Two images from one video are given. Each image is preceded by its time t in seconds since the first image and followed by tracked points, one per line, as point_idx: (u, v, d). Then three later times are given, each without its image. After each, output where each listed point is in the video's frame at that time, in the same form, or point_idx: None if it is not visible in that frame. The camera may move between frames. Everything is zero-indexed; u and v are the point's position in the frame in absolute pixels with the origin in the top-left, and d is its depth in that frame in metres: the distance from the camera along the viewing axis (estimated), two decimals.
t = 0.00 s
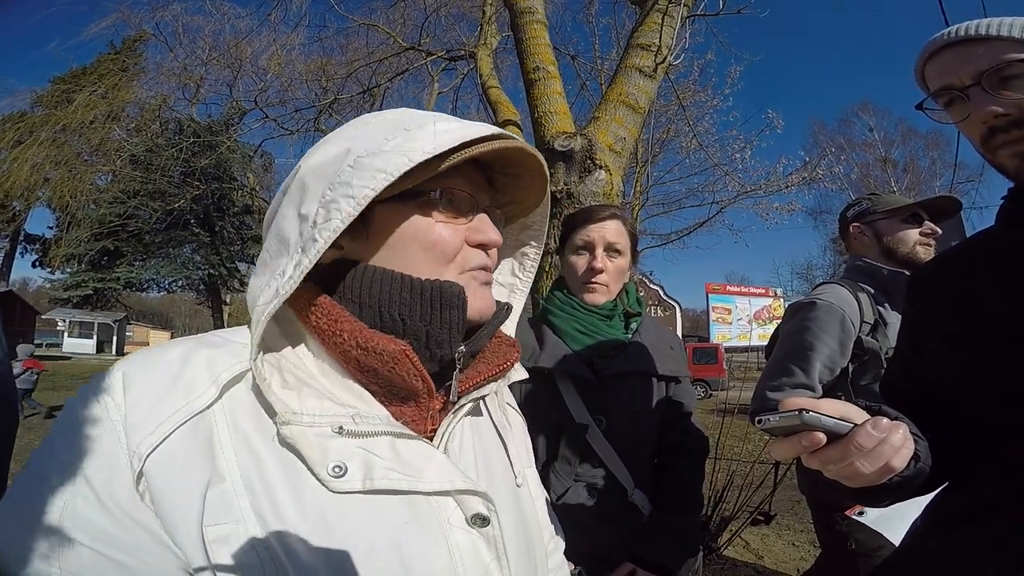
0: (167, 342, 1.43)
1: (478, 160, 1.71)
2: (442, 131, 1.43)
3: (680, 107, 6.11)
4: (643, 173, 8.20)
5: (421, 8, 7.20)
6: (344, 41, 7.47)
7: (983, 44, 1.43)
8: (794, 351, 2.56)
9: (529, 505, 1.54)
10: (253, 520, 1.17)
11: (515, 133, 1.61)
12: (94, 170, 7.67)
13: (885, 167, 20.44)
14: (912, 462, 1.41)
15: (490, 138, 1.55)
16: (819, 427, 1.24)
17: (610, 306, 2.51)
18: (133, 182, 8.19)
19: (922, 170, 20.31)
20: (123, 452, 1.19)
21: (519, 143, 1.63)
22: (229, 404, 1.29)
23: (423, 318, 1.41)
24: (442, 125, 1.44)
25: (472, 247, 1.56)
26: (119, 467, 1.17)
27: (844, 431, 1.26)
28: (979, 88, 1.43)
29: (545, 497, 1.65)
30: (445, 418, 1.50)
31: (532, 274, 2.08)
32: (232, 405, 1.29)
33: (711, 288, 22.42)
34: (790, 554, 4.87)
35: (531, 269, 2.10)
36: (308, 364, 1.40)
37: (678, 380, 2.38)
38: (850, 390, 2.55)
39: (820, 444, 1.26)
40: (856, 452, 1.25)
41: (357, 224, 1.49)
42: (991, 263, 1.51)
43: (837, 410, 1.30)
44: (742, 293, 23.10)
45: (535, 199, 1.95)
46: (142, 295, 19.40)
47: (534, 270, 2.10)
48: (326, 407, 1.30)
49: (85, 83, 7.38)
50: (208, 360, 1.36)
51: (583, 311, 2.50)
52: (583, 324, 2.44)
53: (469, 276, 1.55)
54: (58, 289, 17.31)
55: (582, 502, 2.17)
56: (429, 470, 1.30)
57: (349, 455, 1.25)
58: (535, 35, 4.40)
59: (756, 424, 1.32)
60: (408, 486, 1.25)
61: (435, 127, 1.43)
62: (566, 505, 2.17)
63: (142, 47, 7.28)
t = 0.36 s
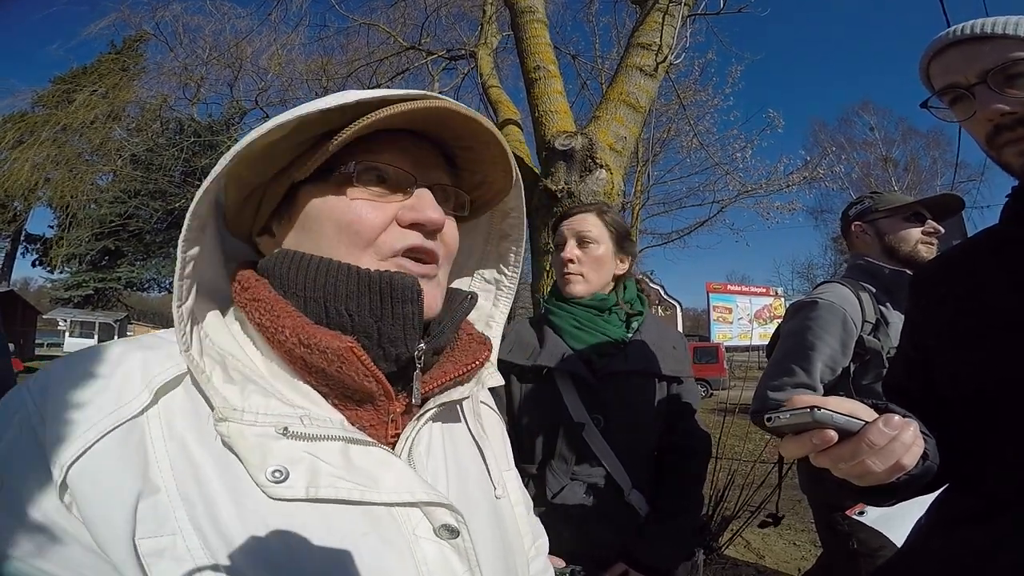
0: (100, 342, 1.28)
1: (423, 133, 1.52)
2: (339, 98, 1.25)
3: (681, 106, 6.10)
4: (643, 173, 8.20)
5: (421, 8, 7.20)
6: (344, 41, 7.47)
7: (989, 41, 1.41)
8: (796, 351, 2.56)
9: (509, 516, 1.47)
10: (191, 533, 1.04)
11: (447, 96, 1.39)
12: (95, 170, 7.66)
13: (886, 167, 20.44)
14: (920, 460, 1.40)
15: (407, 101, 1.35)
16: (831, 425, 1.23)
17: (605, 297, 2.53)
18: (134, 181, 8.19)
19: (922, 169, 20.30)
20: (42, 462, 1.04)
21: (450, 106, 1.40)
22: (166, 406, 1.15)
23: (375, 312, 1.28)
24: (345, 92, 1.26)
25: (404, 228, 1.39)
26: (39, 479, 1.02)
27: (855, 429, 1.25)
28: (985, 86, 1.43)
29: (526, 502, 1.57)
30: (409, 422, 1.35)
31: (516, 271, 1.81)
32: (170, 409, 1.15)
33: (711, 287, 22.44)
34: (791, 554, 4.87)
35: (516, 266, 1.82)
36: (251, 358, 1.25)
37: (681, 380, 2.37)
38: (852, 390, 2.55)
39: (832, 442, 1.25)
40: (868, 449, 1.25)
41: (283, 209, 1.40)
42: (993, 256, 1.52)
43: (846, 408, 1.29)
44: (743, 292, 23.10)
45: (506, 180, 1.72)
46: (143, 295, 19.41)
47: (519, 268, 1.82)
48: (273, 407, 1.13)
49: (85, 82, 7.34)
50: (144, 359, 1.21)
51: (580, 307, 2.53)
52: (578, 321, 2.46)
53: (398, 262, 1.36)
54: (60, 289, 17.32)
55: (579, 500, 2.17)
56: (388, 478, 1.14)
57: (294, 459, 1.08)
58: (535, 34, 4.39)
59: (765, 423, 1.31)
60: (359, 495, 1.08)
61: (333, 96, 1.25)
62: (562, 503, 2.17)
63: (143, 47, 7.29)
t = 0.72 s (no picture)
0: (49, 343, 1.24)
1: (396, 128, 1.54)
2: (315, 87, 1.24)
3: (680, 105, 6.10)
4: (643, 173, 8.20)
5: (421, 7, 7.20)
6: (344, 40, 7.46)
7: (990, 40, 1.41)
8: (794, 351, 2.56)
9: (487, 518, 1.47)
10: (144, 538, 1.01)
11: (423, 91, 1.41)
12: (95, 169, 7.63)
13: (885, 167, 20.44)
14: (921, 460, 1.40)
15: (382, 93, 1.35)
16: (833, 424, 1.23)
17: (591, 296, 2.51)
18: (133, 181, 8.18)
19: (922, 169, 20.31)
20: None
21: (424, 100, 1.42)
22: (116, 409, 1.13)
23: (337, 312, 1.28)
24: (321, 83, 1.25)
25: (377, 221, 1.40)
26: None
27: (856, 429, 1.25)
28: (987, 84, 1.42)
29: (507, 505, 1.56)
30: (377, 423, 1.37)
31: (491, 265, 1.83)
32: (121, 412, 1.13)
33: (711, 286, 22.45)
34: (790, 553, 4.87)
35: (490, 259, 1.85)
36: (211, 361, 1.26)
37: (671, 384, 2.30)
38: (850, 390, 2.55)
39: (834, 442, 1.24)
40: (870, 449, 1.24)
41: (248, 202, 1.40)
42: (994, 256, 1.51)
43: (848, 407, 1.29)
44: (742, 292, 23.11)
45: (479, 176, 1.74)
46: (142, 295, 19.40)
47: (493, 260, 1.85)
48: (227, 410, 1.12)
49: (84, 82, 7.38)
50: (90, 362, 1.17)
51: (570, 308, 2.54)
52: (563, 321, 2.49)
53: (372, 256, 1.38)
54: (59, 290, 17.28)
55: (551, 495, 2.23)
56: (353, 484, 1.11)
57: (249, 464, 1.05)
58: (535, 34, 4.39)
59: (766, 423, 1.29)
60: (323, 501, 1.05)
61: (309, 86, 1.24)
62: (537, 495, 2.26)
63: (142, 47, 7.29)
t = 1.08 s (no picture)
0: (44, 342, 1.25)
1: (386, 130, 1.55)
2: (319, 92, 1.23)
3: (680, 104, 6.09)
4: (642, 172, 8.19)
5: (420, 7, 7.19)
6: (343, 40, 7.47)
7: (987, 38, 1.41)
8: (792, 350, 2.56)
9: (479, 513, 1.51)
10: (139, 539, 1.02)
11: (419, 97, 1.42)
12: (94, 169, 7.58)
13: (885, 165, 20.42)
14: (919, 458, 1.40)
15: (381, 99, 1.36)
16: (830, 421, 1.23)
17: (587, 296, 2.51)
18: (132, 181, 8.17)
19: (921, 168, 20.29)
20: None
21: (421, 106, 1.43)
22: (106, 409, 1.12)
23: (328, 307, 1.29)
24: (324, 87, 1.25)
25: (371, 222, 1.42)
26: None
27: (853, 426, 1.25)
28: (984, 82, 1.42)
29: (498, 501, 1.62)
30: (368, 422, 1.37)
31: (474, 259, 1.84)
32: (111, 412, 1.12)
33: (710, 285, 22.44)
34: (790, 552, 4.87)
35: (473, 253, 1.86)
36: (201, 367, 1.25)
37: (665, 385, 2.30)
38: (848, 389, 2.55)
39: (830, 438, 1.25)
40: (867, 446, 1.24)
41: (236, 205, 1.39)
42: (993, 259, 1.51)
43: (843, 404, 1.29)
44: (742, 291, 23.10)
45: (464, 177, 1.75)
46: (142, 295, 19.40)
47: (476, 255, 1.86)
48: (218, 413, 1.10)
49: (83, 82, 7.41)
50: (76, 362, 1.16)
51: (567, 307, 2.55)
52: (559, 318, 2.51)
53: (369, 256, 1.40)
54: (58, 290, 17.26)
55: (543, 491, 2.25)
56: (346, 481, 1.13)
57: (246, 467, 1.06)
58: (534, 33, 4.39)
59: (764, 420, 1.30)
60: (318, 500, 1.07)
61: (313, 90, 1.23)
62: (528, 493, 2.27)
63: (141, 47, 7.28)
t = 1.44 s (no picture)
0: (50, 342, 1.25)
1: (382, 134, 1.54)
2: (319, 100, 1.24)
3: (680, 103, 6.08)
4: (643, 171, 8.18)
5: (420, 7, 7.19)
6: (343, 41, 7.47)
7: (987, 35, 1.40)
8: (794, 349, 2.56)
9: (474, 511, 1.50)
10: (144, 532, 1.02)
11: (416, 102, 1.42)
12: (94, 171, 7.60)
13: (886, 163, 20.39)
14: (920, 455, 1.39)
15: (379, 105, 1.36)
16: (829, 417, 1.22)
17: (581, 294, 2.50)
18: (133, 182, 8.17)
19: (922, 166, 20.25)
20: None
21: (418, 112, 1.43)
22: (115, 406, 1.13)
23: (326, 307, 1.28)
24: (323, 94, 1.25)
25: (369, 225, 1.42)
26: None
27: (853, 422, 1.24)
28: (984, 77, 1.41)
29: (496, 498, 1.61)
30: (366, 418, 1.37)
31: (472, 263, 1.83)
32: (118, 409, 1.12)
33: (711, 284, 22.41)
34: (793, 552, 4.86)
35: (471, 258, 1.85)
36: (204, 365, 1.24)
37: (662, 384, 2.29)
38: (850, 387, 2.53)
39: (830, 434, 1.24)
40: (867, 442, 1.23)
41: (238, 210, 1.38)
42: (994, 257, 1.50)
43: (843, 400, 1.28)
44: (743, 289, 23.08)
45: (461, 179, 1.75)
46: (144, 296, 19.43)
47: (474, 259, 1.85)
48: (221, 408, 1.11)
49: (86, 83, 7.39)
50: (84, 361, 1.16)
51: (563, 307, 2.53)
52: (556, 318, 2.50)
53: (364, 260, 1.39)
54: (60, 291, 17.30)
55: (539, 490, 2.25)
56: (343, 475, 1.14)
57: (246, 460, 1.06)
58: (533, 33, 4.38)
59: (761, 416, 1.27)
60: (315, 493, 1.07)
61: (313, 98, 1.25)
62: (524, 492, 2.28)
63: (141, 48, 7.28)
